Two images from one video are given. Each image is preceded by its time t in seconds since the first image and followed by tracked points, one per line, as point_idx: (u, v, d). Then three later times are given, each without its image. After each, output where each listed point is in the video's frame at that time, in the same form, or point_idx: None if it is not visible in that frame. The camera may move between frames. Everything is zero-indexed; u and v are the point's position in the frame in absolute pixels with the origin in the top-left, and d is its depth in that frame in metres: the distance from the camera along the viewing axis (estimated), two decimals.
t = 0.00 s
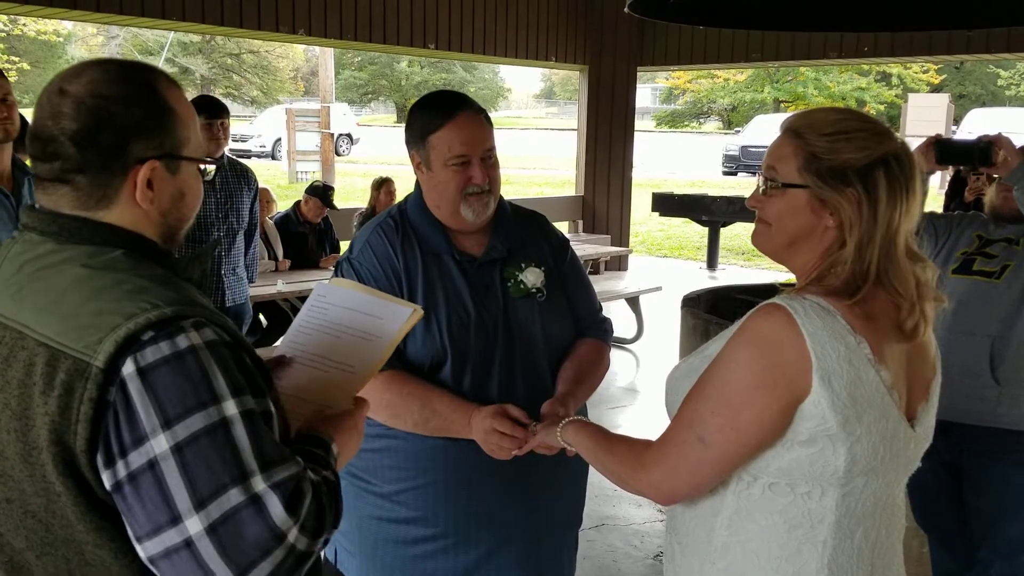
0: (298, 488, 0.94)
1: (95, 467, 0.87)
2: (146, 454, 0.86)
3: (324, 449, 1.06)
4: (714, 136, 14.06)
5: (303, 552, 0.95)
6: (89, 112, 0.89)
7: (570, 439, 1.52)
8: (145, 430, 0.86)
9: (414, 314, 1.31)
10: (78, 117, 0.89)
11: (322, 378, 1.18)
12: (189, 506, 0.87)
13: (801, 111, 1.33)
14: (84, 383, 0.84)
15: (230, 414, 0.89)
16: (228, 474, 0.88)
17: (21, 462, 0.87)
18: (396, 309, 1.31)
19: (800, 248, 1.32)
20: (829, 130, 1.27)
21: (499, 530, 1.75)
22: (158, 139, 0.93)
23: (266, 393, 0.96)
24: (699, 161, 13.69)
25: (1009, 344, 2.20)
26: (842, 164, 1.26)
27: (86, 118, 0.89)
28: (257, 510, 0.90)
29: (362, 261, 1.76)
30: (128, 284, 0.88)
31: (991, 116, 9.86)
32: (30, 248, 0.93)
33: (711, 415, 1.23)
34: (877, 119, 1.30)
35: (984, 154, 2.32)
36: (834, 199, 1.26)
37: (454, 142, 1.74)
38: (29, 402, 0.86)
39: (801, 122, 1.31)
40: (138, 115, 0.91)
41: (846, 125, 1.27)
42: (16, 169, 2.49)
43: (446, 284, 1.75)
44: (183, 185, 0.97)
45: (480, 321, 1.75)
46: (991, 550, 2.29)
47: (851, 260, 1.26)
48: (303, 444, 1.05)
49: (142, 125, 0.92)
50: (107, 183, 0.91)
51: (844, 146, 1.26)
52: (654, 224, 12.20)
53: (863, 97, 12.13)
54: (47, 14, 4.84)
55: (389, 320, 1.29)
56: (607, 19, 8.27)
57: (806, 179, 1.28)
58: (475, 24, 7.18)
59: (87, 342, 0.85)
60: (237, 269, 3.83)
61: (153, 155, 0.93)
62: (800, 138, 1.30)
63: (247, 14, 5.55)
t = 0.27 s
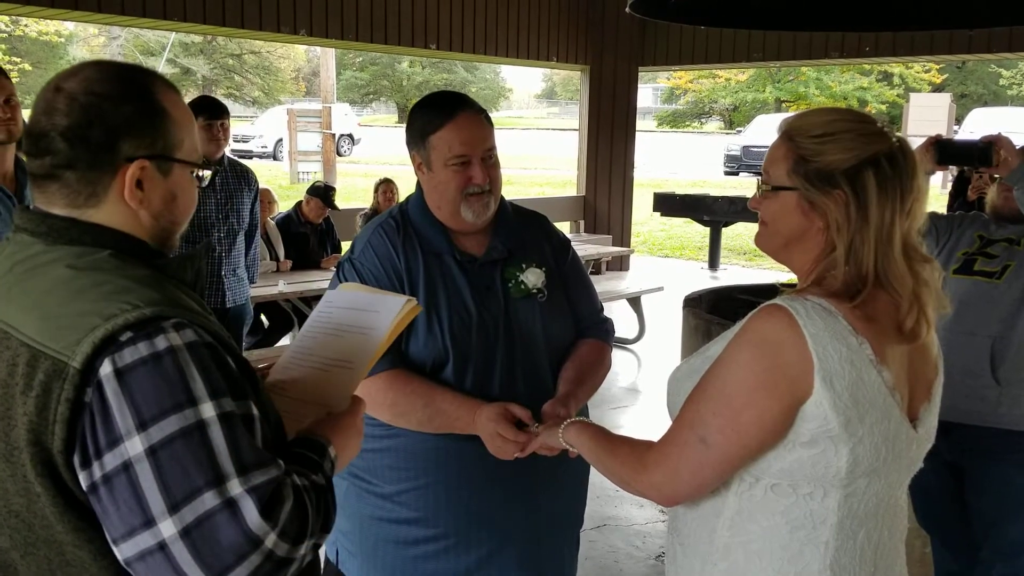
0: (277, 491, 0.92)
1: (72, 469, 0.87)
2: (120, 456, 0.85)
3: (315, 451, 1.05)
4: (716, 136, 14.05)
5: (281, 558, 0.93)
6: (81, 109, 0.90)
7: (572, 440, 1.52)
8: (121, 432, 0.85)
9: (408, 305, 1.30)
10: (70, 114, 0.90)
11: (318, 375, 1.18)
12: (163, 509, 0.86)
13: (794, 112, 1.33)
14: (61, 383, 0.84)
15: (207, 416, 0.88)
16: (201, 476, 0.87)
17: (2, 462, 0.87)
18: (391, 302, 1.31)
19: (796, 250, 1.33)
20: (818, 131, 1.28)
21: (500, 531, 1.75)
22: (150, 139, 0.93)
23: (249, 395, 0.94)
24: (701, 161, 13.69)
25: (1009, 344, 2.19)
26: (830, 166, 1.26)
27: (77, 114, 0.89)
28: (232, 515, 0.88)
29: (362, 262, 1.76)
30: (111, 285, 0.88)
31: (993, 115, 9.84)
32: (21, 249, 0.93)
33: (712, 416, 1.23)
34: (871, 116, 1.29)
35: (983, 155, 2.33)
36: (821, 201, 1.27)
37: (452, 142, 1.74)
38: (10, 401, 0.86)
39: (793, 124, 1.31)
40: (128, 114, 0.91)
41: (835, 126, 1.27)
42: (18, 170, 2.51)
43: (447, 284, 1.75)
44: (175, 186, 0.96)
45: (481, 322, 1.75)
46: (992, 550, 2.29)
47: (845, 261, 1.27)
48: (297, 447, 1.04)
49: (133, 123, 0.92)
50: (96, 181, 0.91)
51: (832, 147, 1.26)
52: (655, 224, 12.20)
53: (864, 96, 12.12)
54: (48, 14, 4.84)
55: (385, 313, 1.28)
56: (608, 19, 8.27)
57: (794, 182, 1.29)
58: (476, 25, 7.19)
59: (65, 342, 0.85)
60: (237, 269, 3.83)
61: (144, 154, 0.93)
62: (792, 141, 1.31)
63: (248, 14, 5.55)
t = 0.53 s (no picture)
0: (268, 493, 0.90)
1: (62, 469, 0.85)
2: (108, 457, 0.83)
3: (319, 448, 1.04)
4: (716, 134, 14.05)
5: (271, 560, 0.90)
6: (81, 102, 0.89)
7: (576, 438, 1.52)
8: (109, 434, 0.83)
9: (431, 316, 1.28)
10: (70, 107, 0.89)
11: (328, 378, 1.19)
12: (151, 513, 0.84)
13: (794, 109, 1.33)
14: (50, 382, 0.83)
15: (197, 418, 0.85)
16: (189, 480, 0.85)
17: None
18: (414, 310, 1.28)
19: (797, 247, 1.33)
20: (816, 128, 1.27)
21: (502, 528, 1.75)
22: (149, 133, 0.92)
23: (243, 395, 0.92)
24: (701, 160, 13.69)
25: (1008, 341, 2.19)
26: (827, 163, 1.26)
27: (77, 107, 0.89)
28: (219, 519, 0.86)
29: (363, 259, 1.75)
30: (104, 282, 0.86)
31: (993, 113, 9.85)
32: (19, 246, 0.92)
33: (717, 414, 1.23)
34: (870, 112, 1.28)
35: (982, 151, 2.32)
36: (818, 198, 1.27)
37: (455, 139, 1.74)
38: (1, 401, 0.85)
39: (793, 122, 1.31)
40: (128, 107, 0.91)
41: (832, 122, 1.27)
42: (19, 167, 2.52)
43: (449, 281, 1.75)
44: (176, 182, 0.95)
45: (482, 319, 1.75)
46: (993, 547, 2.29)
47: (845, 258, 1.27)
48: (298, 444, 1.03)
49: (132, 117, 0.91)
50: (95, 175, 0.90)
51: (829, 144, 1.25)
52: (656, 223, 12.20)
53: (864, 95, 12.12)
54: (48, 13, 4.84)
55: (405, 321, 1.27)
56: (608, 17, 8.27)
57: (792, 179, 1.29)
58: (476, 23, 7.18)
59: (55, 340, 0.83)
60: (238, 268, 3.83)
61: (143, 149, 0.92)
62: (790, 139, 1.31)
63: (248, 13, 5.55)
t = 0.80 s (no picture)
0: (289, 486, 0.89)
1: (69, 471, 0.85)
2: (124, 457, 0.83)
3: (345, 436, 1.03)
4: (716, 131, 14.04)
5: (300, 552, 0.90)
6: (80, 94, 0.89)
7: (581, 439, 1.53)
8: (121, 432, 0.82)
9: (448, 317, 1.30)
10: (69, 98, 0.89)
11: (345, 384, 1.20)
12: (175, 509, 0.84)
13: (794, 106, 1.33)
14: (54, 383, 0.82)
15: (213, 414, 0.85)
16: (211, 476, 0.84)
17: None
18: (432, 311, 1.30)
19: (802, 245, 1.33)
20: (817, 125, 1.27)
21: (505, 525, 1.75)
22: (151, 125, 0.91)
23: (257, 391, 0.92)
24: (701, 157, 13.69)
25: (1007, 339, 2.20)
26: (829, 159, 1.25)
27: (76, 99, 0.89)
28: (246, 512, 0.85)
29: (364, 256, 1.74)
30: (108, 278, 0.85)
31: (993, 111, 9.84)
32: (24, 242, 0.92)
33: (723, 412, 1.23)
34: (870, 106, 1.28)
35: (982, 147, 2.34)
36: (821, 195, 1.27)
37: (456, 134, 1.74)
38: (5, 402, 0.84)
39: (794, 118, 1.31)
40: (126, 98, 0.90)
41: (833, 119, 1.26)
42: (20, 164, 2.51)
43: (450, 278, 1.75)
44: (181, 176, 0.94)
45: (484, 316, 1.75)
46: (993, 543, 2.29)
47: (848, 254, 1.27)
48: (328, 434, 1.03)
49: (132, 109, 0.90)
50: (94, 169, 0.90)
51: (831, 140, 1.25)
52: (656, 220, 12.20)
53: (864, 91, 12.12)
54: (48, 10, 4.84)
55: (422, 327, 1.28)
56: (608, 14, 8.26)
57: (794, 176, 1.29)
58: (476, 20, 7.18)
59: (59, 339, 0.83)
60: (239, 265, 3.82)
61: (142, 141, 0.91)
62: (792, 136, 1.31)
63: (248, 10, 5.55)
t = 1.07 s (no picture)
0: (305, 489, 0.85)
1: (81, 473, 0.81)
2: (134, 457, 0.79)
3: (366, 438, 1.00)
4: (715, 124, 14.03)
5: (316, 559, 0.86)
6: (89, 81, 0.86)
7: (582, 435, 1.54)
8: (132, 431, 0.79)
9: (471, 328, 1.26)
10: (79, 86, 0.86)
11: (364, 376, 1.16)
12: (186, 513, 0.80)
13: (800, 97, 1.33)
14: (63, 379, 0.79)
15: (226, 413, 0.81)
16: (223, 478, 0.80)
17: (8, 463, 0.82)
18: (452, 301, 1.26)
19: (803, 234, 1.33)
20: (822, 115, 1.27)
21: (507, 516, 1.75)
22: (161, 113, 0.88)
23: (273, 390, 0.88)
24: (700, 149, 13.68)
25: (1006, 331, 2.20)
26: (834, 150, 1.25)
27: (85, 86, 0.86)
28: (259, 517, 0.81)
29: (365, 247, 1.74)
30: (120, 272, 0.82)
31: (992, 103, 9.84)
32: (36, 237, 0.89)
33: (724, 402, 1.23)
34: (877, 99, 1.28)
35: (983, 138, 2.32)
36: (824, 185, 1.27)
37: (457, 125, 1.73)
38: (15, 399, 0.81)
39: (800, 109, 1.31)
40: (136, 86, 0.87)
41: (839, 110, 1.26)
42: (20, 156, 2.51)
43: (451, 270, 1.75)
44: (193, 166, 0.91)
45: (485, 307, 1.75)
46: (992, 534, 2.30)
47: (851, 245, 1.26)
48: (349, 436, 1.00)
49: (142, 96, 0.87)
50: (103, 160, 0.87)
51: (836, 131, 1.25)
52: (655, 212, 12.20)
53: (863, 83, 12.11)
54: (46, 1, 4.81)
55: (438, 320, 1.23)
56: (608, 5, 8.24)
57: (797, 167, 1.29)
58: (476, 12, 7.16)
59: (69, 334, 0.79)
60: (239, 258, 3.82)
61: (152, 129, 0.88)
62: (796, 125, 1.31)
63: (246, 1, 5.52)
